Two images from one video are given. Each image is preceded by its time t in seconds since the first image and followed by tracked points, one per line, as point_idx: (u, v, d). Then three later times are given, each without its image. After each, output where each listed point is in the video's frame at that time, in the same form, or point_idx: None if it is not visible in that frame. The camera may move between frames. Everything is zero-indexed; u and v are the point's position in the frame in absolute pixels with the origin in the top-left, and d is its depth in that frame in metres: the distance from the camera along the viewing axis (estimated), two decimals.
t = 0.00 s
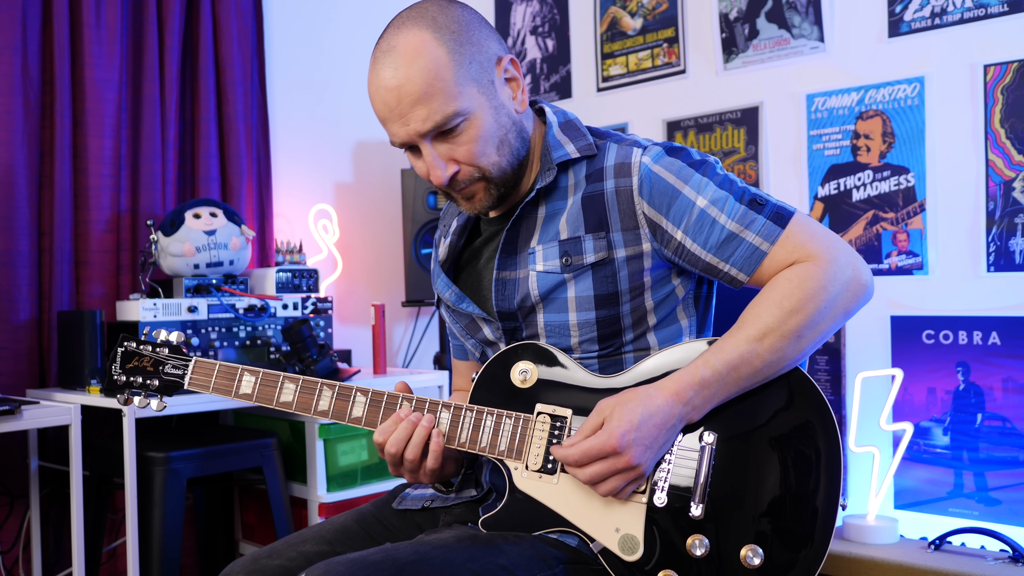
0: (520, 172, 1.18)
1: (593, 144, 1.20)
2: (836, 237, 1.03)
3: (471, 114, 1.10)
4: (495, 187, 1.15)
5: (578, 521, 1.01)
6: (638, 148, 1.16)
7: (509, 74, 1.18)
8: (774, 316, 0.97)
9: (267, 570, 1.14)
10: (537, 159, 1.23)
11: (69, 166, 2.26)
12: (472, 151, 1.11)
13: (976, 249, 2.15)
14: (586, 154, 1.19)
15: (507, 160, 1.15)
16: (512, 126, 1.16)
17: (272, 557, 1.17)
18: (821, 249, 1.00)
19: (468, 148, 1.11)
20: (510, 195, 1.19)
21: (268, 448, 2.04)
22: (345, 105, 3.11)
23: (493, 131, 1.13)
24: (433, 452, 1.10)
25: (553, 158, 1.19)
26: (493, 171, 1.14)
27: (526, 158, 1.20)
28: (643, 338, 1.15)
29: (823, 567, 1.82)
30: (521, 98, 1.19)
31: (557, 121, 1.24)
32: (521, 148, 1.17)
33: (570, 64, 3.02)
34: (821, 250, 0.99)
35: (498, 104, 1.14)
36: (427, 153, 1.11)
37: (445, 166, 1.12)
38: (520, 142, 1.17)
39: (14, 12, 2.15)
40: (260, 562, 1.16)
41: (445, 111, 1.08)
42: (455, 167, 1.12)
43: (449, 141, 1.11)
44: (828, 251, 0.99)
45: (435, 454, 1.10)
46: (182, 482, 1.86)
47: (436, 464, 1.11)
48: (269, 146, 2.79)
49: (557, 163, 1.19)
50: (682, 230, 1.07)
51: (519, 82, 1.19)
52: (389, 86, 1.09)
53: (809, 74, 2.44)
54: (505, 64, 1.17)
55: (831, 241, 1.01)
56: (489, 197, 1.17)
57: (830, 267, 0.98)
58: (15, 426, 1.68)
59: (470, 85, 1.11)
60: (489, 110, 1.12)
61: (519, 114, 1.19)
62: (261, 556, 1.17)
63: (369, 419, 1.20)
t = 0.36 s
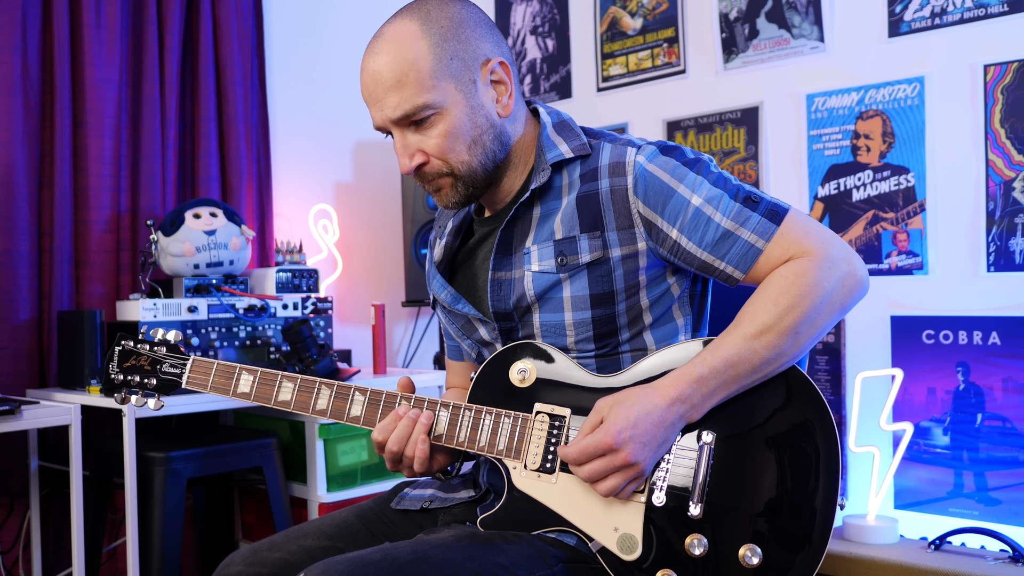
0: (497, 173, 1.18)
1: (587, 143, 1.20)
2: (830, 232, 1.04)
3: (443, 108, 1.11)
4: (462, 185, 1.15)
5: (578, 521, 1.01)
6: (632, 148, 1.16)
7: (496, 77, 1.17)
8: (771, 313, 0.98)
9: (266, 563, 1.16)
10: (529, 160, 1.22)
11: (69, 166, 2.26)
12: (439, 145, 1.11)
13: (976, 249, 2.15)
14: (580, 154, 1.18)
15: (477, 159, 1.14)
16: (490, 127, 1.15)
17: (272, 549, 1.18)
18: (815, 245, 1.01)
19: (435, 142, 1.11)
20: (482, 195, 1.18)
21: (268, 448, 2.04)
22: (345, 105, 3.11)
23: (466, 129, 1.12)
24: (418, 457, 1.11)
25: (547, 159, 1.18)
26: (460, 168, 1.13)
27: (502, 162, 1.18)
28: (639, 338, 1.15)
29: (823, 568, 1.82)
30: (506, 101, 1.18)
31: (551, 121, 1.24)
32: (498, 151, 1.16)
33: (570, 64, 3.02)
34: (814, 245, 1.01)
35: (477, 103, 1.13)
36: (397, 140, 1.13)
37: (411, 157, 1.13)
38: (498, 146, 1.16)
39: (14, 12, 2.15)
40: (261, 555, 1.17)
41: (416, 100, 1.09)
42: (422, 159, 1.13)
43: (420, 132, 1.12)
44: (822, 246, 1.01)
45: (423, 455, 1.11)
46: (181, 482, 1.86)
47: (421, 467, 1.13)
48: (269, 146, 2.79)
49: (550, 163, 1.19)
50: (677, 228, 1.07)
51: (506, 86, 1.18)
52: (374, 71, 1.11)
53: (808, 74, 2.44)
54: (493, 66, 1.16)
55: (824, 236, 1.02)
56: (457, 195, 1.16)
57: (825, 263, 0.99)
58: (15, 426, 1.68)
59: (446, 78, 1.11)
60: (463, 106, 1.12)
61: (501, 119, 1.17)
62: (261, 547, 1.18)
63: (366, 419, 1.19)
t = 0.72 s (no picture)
0: (493, 177, 1.18)
1: (589, 146, 1.20)
2: (833, 231, 1.04)
3: (440, 110, 1.11)
4: (458, 187, 1.15)
5: (579, 520, 1.01)
6: (634, 150, 1.16)
7: (494, 81, 1.17)
8: (775, 310, 0.98)
9: (267, 570, 1.14)
10: (528, 163, 1.22)
11: (69, 166, 2.26)
12: (435, 147, 1.11)
13: (976, 249, 2.15)
14: (582, 156, 1.18)
15: (475, 162, 1.14)
16: (487, 131, 1.15)
17: (273, 557, 1.17)
18: (818, 244, 1.01)
19: (431, 144, 1.11)
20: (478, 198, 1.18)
21: (268, 448, 2.04)
22: (345, 105, 3.11)
23: (463, 132, 1.12)
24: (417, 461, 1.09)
25: (549, 161, 1.18)
26: (455, 171, 1.13)
27: (500, 165, 1.18)
28: (641, 339, 1.15)
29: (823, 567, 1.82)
30: (505, 104, 1.17)
31: (552, 124, 1.24)
32: (495, 155, 1.16)
33: (570, 64, 3.02)
34: (817, 243, 1.01)
35: (475, 107, 1.13)
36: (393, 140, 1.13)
37: (408, 158, 1.13)
38: (495, 150, 1.16)
39: (13, 12, 2.15)
40: (261, 562, 1.15)
41: (414, 103, 1.10)
42: (418, 160, 1.13)
43: (417, 134, 1.12)
44: (825, 245, 1.01)
45: (422, 457, 1.09)
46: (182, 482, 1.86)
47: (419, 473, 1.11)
48: (269, 146, 2.79)
49: (553, 166, 1.19)
50: (681, 230, 1.07)
51: (504, 90, 1.18)
52: (373, 72, 1.12)
53: (809, 74, 2.44)
54: (491, 70, 1.16)
55: (826, 234, 1.02)
56: (453, 197, 1.16)
57: (828, 261, 0.99)
58: (15, 426, 1.68)
59: (445, 81, 1.11)
60: (461, 109, 1.12)
61: (499, 123, 1.17)
62: (262, 556, 1.17)
63: (369, 419, 1.19)
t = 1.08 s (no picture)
0: (494, 175, 1.18)
1: (589, 145, 1.20)
2: (834, 228, 1.04)
3: (439, 108, 1.11)
4: (458, 185, 1.15)
5: (580, 519, 1.01)
6: (635, 149, 1.16)
7: (494, 79, 1.16)
8: (778, 306, 0.98)
9: (267, 569, 1.13)
10: (529, 162, 1.22)
11: (69, 167, 2.26)
12: (435, 146, 1.11)
13: (976, 249, 2.15)
14: (583, 154, 1.18)
15: (474, 161, 1.14)
16: (487, 130, 1.15)
17: (272, 555, 1.16)
18: (819, 241, 1.01)
19: (431, 143, 1.11)
20: (478, 195, 1.18)
21: (268, 448, 2.04)
22: (345, 105, 3.11)
23: (462, 131, 1.12)
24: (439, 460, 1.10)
25: (549, 160, 1.18)
26: (455, 170, 1.13)
27: (500, 163, 1.18)
28: (642, 338, 1.15)
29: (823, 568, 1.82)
30: (505, 103, 1.17)
31: (552, 123, 1.24)
32: (495, 153, 1.16)
33: (570, 64, 3.02)
34: (818, 240, 1.01)
35: (475, 105, 1.13)
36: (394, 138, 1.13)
37: (407, 157, 1.13)
38: (495, 147, 1.16)
39: (13, 12, 2.15)
40: (261, 561, 1.14)
41: (414, 100, 1.10)
42: (417, 158, 1.13)
43: (417, 132, 1.12)
44: (826, 242, 1.01)
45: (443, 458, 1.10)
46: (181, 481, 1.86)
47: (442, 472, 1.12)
48: (269, 146, 2.79)
49: (553, 165, 1.19)
50: (682, 227, 1.07)
51: (505, 89, 1.18)
52: (372, 70, 1.12)
53: (808, 74, 2.44)
54: (492, 68, 1.16)
55: (827, 231, 1.02)
56: (453, 195, 1.16)
57: (830, 258, 0.99)
58: (15, 426, 1.68)
59: (444, 79, 1.11)
60: (461, 107, 1.12)
61: (499, 121, 1.17)
62: (262, 555, 1.16)
63: (371, 418, 1.19)
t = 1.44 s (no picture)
0: (492, 170, 1.18)
1: (587, 144, 1.19)
2: (831, 232, 1.04)
3: (439, 101, 1.11)
4: (456, 178, 1.14)
5: (579, 520, 1.01)
6: (632, 149, 1.15)
7: (496, 74, 1.16)
8: (773, 309, 0.98)
9: (266, 563, 1.15)
10: (528, 158, 1.22)
11: (69, 166, 2.26)
12: (434, 138, 1.11)
13: (976, 249, 2.15)
14: (580, 154, 1.18)
15: (473, 155, 1.14)
16: (487, 124, 1.14)
17: (272, 549, 1.17)
18: (816, 245, 1.01)
19: (430, 135, 1.11)
20: (476, 189, 1.18)
21: (268, 448, 2.04)
22: (345, 105, 3.11)
23: (462, 124, 1.12)
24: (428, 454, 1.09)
25: (547, 159, 1.18)
26: (453, 162, 1.13)
27: (500, 158, 1.18)
28: (640, 338, 1.15)
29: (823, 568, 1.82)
30: (506, 98, 1.17)
31: (551, 122, 1.24)
32: (495, 148, 1.16)
33: (570, 64, 3.02)
34: (815, 244, 1.01)
35: (475, 99, 1.13)
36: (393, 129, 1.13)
37: (406, 148, 1.13)
38: (495, 143, 1.16)
39: (14, 12, 2.15)
40: (260, 554, 1.17)
41: (414, 92, 1.10)
42: (416, 150, 1.12)
43: (417, 124, 1.12)
44: (823, 246, 1.01)
45: (432, 452, 1.09)
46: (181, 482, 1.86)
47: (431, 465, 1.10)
48: (269, 146, 2.79)
49: (551, 163, 1.18)
50: (678, 229, 1.07)
51: (506, 84, 1.18)
52: (375, 60, 1.12)
53: (808, 74, 2.44)
54: (493, 62, 1.16)
55: (824, 235, 1.02)
56: (451, 187, 1.16)
57: (826, 262, 0.99)
58: (15, 426, 1.68)
59: (445, 72, 1.11)
60: (460, 100, 1.12)
61: (499, 116, 1.17)
62: (261, 547, 1.18)
63: (368, 420, 1.19)
